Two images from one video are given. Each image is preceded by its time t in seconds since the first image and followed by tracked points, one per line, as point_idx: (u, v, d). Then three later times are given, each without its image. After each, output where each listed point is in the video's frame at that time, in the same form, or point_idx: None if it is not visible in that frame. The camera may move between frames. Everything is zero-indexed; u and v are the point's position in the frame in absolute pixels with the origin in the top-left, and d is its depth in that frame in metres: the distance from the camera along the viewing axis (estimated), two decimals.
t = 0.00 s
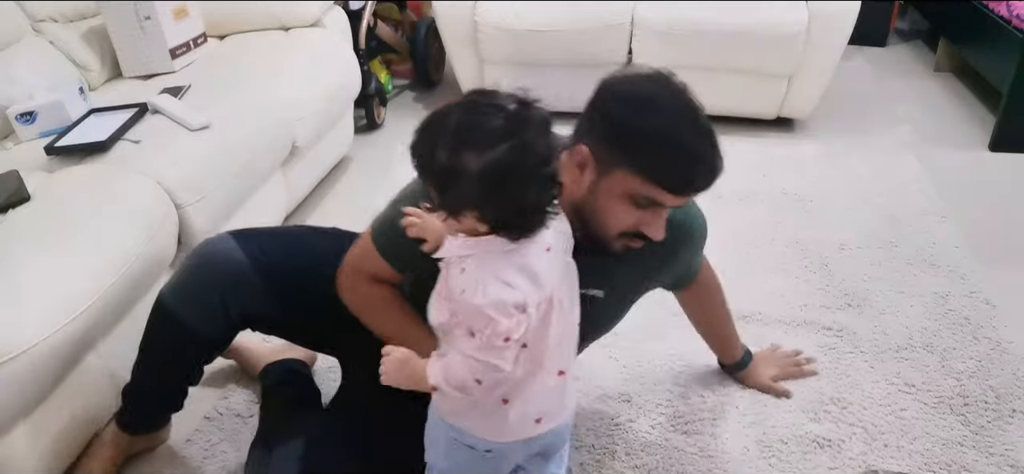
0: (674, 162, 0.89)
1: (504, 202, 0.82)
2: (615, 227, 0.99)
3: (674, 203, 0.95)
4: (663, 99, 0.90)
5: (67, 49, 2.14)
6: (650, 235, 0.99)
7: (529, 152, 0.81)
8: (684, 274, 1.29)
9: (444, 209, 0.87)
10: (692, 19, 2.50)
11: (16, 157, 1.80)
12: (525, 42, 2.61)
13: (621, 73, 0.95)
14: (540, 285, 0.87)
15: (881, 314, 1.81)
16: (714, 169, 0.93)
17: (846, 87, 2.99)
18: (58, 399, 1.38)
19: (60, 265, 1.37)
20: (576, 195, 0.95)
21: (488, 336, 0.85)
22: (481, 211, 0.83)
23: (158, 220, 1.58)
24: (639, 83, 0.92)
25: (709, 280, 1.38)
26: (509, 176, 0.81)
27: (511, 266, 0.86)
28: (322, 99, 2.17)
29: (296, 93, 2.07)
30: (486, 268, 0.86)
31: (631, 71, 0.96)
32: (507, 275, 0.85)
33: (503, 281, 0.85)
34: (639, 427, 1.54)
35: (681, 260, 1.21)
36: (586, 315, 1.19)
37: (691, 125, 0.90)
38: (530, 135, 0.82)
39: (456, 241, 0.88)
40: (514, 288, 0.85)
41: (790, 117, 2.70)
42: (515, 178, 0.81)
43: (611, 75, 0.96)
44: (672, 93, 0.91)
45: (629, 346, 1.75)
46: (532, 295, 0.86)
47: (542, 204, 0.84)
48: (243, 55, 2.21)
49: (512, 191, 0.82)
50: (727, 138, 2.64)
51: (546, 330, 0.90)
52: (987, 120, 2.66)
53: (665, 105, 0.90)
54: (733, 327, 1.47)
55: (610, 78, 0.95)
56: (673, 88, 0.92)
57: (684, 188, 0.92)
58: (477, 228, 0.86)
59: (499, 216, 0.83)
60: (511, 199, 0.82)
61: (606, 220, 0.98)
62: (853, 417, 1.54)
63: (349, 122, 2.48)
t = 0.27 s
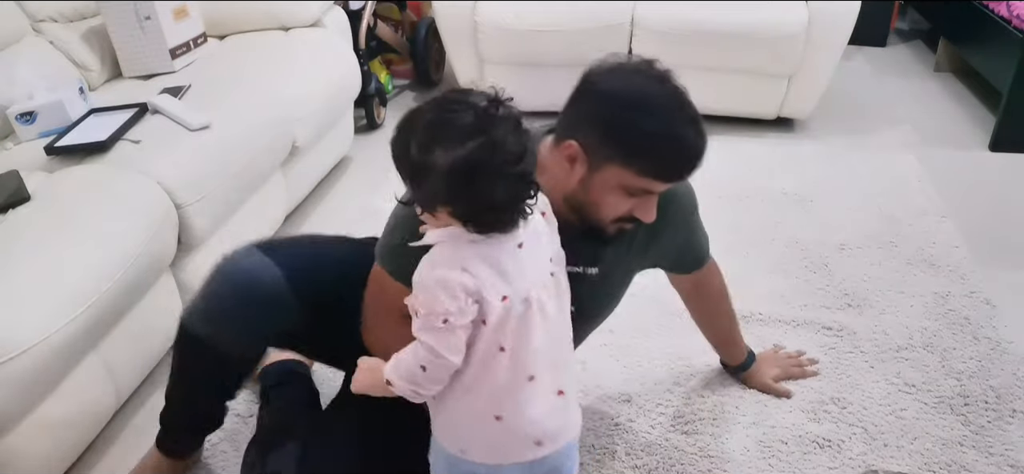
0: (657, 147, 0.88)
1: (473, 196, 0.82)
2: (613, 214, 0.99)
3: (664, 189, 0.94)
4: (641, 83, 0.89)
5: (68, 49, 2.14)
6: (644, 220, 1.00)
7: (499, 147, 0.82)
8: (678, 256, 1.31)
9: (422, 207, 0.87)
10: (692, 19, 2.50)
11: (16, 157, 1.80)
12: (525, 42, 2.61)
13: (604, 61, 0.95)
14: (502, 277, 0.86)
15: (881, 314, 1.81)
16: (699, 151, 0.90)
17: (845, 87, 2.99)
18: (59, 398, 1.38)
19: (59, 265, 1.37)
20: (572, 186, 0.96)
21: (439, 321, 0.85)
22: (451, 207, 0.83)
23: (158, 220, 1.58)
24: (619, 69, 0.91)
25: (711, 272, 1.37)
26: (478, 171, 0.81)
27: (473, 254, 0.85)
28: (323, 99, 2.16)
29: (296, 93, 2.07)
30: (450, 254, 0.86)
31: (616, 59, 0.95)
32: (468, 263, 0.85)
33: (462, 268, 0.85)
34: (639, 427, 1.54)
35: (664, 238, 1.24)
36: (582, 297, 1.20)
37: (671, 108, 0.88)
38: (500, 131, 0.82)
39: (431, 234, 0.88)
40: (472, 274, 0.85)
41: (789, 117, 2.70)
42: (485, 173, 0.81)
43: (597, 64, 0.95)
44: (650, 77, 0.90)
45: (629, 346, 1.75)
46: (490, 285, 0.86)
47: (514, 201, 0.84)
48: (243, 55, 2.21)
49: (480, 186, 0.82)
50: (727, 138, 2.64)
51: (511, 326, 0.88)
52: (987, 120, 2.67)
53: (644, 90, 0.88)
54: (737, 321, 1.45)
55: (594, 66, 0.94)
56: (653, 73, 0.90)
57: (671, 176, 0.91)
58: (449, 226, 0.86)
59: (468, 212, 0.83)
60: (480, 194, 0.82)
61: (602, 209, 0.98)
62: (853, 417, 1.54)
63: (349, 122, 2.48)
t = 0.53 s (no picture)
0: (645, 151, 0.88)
1: (493, 208, 0.82)
2: (600, 218, 0.99)
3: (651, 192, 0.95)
4: (627, 85, 0.88)
5: (68, 49, 2.14)
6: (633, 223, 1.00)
7: (521, 162, 0.82)
8: (669, 260, 1.30)
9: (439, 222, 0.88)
10: (692, 19, 2.50)
11: (16, 157, 1.80)
12: (525, 42, 2.61)
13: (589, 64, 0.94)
14: (547, 307, 0.89)
15: (881, 314, 1.81)
16: (687, 153, 0.91)
17: (845, 87, 2.99)
18: (58, 398, 1.38)
19: (59, 264, 1.37)
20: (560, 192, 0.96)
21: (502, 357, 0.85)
22: (471, 219, 0.84)
23: (158, 220, 1.58)
24: (604, 72, 0.90)
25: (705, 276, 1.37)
26: (499, 184, 0.81)
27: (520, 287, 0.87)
28: (323, 99, 2.16)
29: (296, 94, 2.07)
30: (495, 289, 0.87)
31: (601, 61, 0.94)
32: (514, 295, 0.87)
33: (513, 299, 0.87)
34: (639, 427, 1.54)
35: (653, 238, 1.23)
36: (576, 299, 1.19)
37: (659, 109, 0.88)
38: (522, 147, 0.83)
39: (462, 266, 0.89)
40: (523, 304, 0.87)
41: (789, 117, 2.70)
42: (507, 188, 0.81)
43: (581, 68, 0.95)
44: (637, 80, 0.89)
45: (629, 346, 1.75)
46: (543, 315, 0.88)
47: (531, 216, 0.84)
48: (243, 55, 2.21)
49: (501, 199, 0.82)
50: (727, 138, 2.64)
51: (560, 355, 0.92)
52: (987, 120, 2.67)
53: (631, 92, 0.88)
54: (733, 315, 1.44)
55: (579, 69, 0.94)
56: (638, 75, 0.90)
57: (659, 181, 0.92)
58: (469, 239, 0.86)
59: (487, 223, 0.83)
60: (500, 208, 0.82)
61: (590, 213, 0.98)
62: (853, 417, 1.55)
63: (349, 122, 2.48)
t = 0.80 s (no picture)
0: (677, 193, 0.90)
1: (434, 235, 0.76)
2: (633, 243, 1.02)
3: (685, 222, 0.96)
4: (671, 119, 0.89)
5: (68, 49, 2.13)
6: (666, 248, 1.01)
7: (473, 184, 0.75)
8: (687, 266, 1.30)
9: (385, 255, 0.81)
10: (692, 19, 2.49)
11: (16, 157, 1.80)
12: (525, 42, 2.61)
13: (637, 86, 0.95)
14: (480, 357, 0.79)
15: (881, 314, 1.81)
16: (723, 184, 0.91)
17: (845, 87, 2.99)
18: (57, 398, 1.38)
19: (59, 264, 1.37)
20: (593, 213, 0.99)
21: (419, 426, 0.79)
22: (410, 247, 0.77)
23: (158, 219, 1.58)
24: (651, 102, 0.90)
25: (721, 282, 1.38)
26: (444, 207, 0.75)
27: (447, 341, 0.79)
28: (322, 99, 2.16)
29: (296, 94, 2.07)
30: (423, 330, 0.79)
31: (641, 83, 0.95)
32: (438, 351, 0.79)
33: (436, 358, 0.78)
34: (639, 427, 1.54)
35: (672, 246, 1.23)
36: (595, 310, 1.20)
37: (699, 140, 0.89)
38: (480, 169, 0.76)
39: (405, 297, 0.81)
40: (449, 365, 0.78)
41: (789, 117, 2.70)
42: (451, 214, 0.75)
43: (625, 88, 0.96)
44: (683, 114, 0.89)
45: (629, 347, 1.75)
46: (470, 367, 0.79)
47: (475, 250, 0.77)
48: (243, 55, 2.21)
49: (439, 230, 0.75)
50: (727, 138, 2.64)
51: (494, 407, 0.81)
52: (987, 120, 2.66)
53: (669, 122, 0.88)
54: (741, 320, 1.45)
55: (619, 92, 0.95)
56: (686, 108, 0.90)
57: (694, 213, 0.93)
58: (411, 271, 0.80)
59: (432, 253, 0.77)
60: (444, 234, 0.76)
61: (624, 239, 1.00)
62: (853, 417, 1.54)
63: (349, 122, 2.48)
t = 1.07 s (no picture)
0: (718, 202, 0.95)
1: (357, 267, 0.82)
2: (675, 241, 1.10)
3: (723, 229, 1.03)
4: (717, 133, 0.94)
5: (68, 49, 2.13)
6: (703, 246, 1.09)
7: (396, 221, 0.82)
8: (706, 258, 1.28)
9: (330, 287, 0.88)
10: (692, 19, 2.49)
11: (16, 157, 1.80)
12: (525, 42, 2.61)
13: (687, 93, 0.99)
14: (405, 396, 0.90)
15: (881, 314, 1.81)
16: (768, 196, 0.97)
17: (846, 87, 2.99)
18: (57, 399, 1.38)
19: (59, 264, 1.37)
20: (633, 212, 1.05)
21: (344, 447, 0.89)
22: (336, 280, 0.84)
23: (158, 219, 1.58)
24: (701, 115, 0.95)
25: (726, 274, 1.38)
26: (366, 246, 0.81)
27: (384, 370, 0.88)
28: (322, 99, 2.16)
29: (296, 94, 2.07)
30: (357, 367, 0.88)
31: (693, 90, 0.99)
32: (375, 379, 0.88)
33: (371, 386, 0.88)
34: (639, 427, 1.54)
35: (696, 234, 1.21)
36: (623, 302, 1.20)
37: (750, 156, 0.94)
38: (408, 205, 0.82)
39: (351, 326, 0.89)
40: (381, 394, 0.88)
41: (790, 117, 2.70)
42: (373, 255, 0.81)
43: (673, 94, 1.00)
44: (729, 127, 0.93)
45: (630, 346, 1.75)
46: (396, 406, 0.89)
47: (397, 288, 0.83)
48: (243, 55, 2.21)
49: (369, 260, 0.82)
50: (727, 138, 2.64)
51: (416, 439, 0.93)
52: (987, 120, 2.66)
53: (717, 141, 0.93)
54: (743, 319, 1.45)
55: (671, 98, 0.99)
56: (734, 120, 0.94)
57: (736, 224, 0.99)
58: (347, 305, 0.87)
59: (355, 287, 0.83)
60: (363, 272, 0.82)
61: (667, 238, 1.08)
62: (854, 417, 1.54)
63: (349, 122, 2.48)
